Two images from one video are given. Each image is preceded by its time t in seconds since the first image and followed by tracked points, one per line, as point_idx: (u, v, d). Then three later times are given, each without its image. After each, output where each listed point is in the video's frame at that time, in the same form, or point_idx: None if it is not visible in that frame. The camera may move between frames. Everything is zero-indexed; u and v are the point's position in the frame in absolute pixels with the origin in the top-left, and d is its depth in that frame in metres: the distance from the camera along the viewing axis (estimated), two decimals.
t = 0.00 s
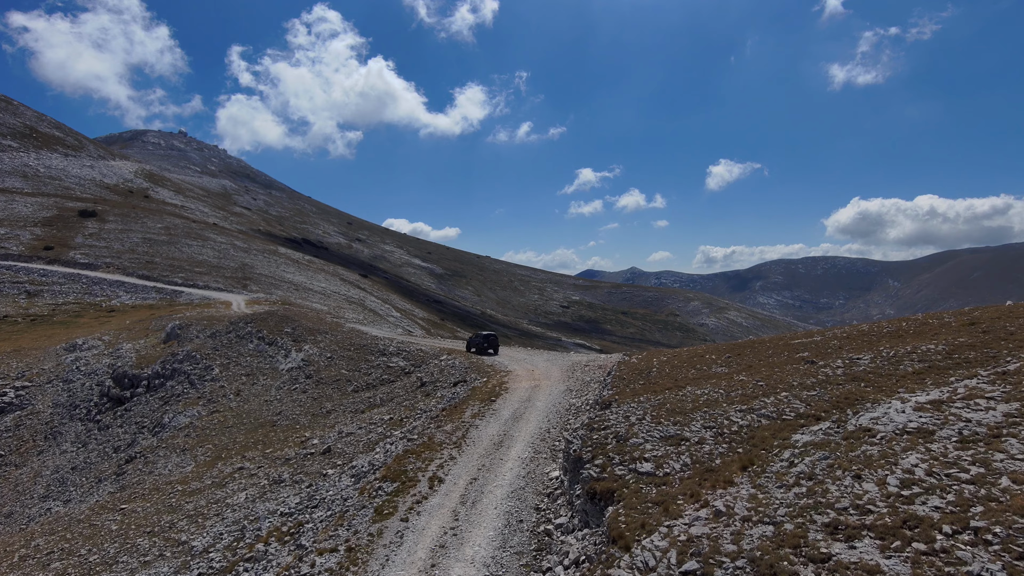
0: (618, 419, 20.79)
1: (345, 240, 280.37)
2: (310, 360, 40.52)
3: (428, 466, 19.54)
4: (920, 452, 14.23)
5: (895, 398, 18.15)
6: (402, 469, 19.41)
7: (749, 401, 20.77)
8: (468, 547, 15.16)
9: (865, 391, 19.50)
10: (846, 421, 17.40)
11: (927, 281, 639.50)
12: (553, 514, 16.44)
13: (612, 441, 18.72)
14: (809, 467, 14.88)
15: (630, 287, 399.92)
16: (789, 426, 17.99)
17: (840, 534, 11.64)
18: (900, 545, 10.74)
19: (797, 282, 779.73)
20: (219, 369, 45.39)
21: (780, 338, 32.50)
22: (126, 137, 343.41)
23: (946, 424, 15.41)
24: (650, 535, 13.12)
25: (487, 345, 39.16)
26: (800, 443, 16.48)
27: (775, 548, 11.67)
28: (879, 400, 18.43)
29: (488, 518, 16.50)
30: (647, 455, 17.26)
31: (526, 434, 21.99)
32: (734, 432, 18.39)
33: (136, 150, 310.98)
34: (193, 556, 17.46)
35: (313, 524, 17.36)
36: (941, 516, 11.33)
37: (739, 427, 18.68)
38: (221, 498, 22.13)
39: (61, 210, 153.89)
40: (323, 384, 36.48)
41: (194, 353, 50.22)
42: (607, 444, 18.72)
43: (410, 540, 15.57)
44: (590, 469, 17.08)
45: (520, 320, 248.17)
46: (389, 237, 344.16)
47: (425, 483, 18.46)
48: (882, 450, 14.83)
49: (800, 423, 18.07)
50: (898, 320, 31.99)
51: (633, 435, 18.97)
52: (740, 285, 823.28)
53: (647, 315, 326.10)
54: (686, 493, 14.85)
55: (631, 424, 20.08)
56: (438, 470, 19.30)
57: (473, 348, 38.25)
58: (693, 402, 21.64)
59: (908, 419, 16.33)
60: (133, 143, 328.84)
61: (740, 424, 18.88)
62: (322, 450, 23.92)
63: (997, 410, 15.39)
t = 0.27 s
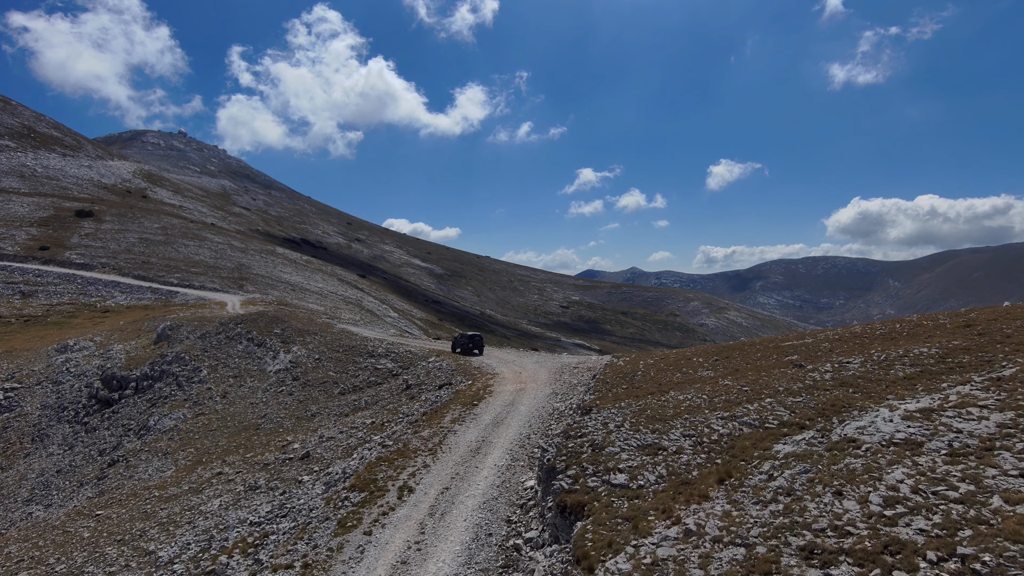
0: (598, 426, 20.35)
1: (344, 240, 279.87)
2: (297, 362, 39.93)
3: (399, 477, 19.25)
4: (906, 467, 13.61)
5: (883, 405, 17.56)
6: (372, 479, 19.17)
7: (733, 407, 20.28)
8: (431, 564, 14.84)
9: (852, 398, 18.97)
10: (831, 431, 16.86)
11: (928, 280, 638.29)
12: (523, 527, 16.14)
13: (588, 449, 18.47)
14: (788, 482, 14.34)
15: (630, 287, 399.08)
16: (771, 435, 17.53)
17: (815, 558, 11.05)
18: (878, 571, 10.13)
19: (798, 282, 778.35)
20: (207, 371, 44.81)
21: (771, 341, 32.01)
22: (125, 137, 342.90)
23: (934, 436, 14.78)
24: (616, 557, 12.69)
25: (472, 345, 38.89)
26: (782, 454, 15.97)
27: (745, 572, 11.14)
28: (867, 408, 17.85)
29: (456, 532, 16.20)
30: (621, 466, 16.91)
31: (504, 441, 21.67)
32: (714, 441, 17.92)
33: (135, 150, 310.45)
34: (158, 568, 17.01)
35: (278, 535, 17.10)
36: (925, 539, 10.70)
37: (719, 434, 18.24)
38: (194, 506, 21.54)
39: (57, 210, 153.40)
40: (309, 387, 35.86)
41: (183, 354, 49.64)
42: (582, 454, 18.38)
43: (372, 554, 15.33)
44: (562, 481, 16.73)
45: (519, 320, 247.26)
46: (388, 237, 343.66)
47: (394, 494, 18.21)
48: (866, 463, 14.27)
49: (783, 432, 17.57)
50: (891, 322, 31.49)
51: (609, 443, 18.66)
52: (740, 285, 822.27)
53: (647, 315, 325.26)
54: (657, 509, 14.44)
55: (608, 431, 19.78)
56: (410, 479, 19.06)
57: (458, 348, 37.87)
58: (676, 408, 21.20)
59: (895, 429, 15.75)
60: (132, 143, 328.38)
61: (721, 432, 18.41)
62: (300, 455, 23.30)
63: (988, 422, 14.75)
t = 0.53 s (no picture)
0: (572, 432, 20.55)
1: (344, 240, 279.45)
2: (285, 363, 39.40)
3: (368, 485, 19.04)
4: (889, 482, 13.12)
5: (871, 413, 17.19)
6: (340, 486, 19.04)
7: (714, 413, 20.05)
8: None
9: (837, 403, 18.76)
10: (814, 440, 16.42)
11: (929, 280, 637.21)
12: (491, 539, 15.80)
13: (562, 458, 18.33)
14: (765, 497, 13.83)
15: (630, 286, 398.32)
16: (751, 442, 17.26)
17: None
18: None
19: (798, 281, 777.10)
20: (195, 372, 44.26)
21: (762, 341, 31.82)
22: (125, 137, 342.39)
23: (922, 447, 14.31)
24: None
25: (458, 344, 39.02)
26: (761, 465, 15.57)
27: None
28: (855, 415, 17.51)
29: (422, 543, 15.87)
30: (594, 475, 16.68)
31: (483, 446, 21.38)
32: (693, 450, 17.61)
33: (134, 150, 309.94)
34: None
35: (242, 545, 16.87)
36: (907, 564, 10.11)
37: (697, 443, 17.98)
38: (167, 512, 21.00)
39: (54, 209, 152.87)
40: (296, 388, 35.31)
41: (172, 354, 49.15)
42: (557, 461, 18.25)
43: (332, 566, 15.06)
44: (532, 492, 16.45)
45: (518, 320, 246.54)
46: (388, 237, 343.23)
47: (362, 503, 18.01)
48: (847, 477, 13.82)
49: (765, 440, 17.24)
50: (881, 323, 31.46)
51: (584, 452, 18.49)
52: (741, 285, 821.16)
53: (647, 315, 324.53)
54: (626, 522, 14.09)
55: (585, 438, 19.65)
56: (380, 487, 18.86)
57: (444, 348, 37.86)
58: (657, 414, 21.02)
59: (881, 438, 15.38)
60: (132, 143, 327.90)
61: (699, 440, 18.16)
62: (279, 459, 22.74)
63: (976, 432, 14.38)
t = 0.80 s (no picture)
0: (545, 439, 20.44)
1: (343, 240, 279.04)
2: (273, 363, 38.82)
3: (334, 494, 18.86)
4: (872, 498, 12.58)
5: (856, 423, 16.90)
6: (304, 495, 18.90)
7: (695, 420, 19.89)
8: None
9: (821, 412, 18.60)
10: (797, 452, 16.01)
11: (929, 280, 636.49)
12: (456, 551, 15.47)
13: (534, 467, 18.14)
14: (738, 513, 13.37)
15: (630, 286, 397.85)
16: (730, 451, 17.03)
17: None
18: None
19: (799, 281, 776.38)
20: (183, 372, 43.71)
21: (752, 343, 31.73)
22: (124, 136, 341.81)
23: (909, 460, 13.84)
24: None
25: (443, 344, 39.48)
26: (738, 478, 15.20)
27: None
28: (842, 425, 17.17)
29: (385, 558, 15.59)
30: (562, 486, 16.46)
31: (459, 452, 21.15)
32: (669, 459, 17.39)
33: (134, 149, 309.30)
34: None
35: (203, 556, 16.69)
36: None
37: (674, 452, 17.76)
38: (139, 518, 20.46)
39: (51, 209, 152.32)
40: (283, 390, 34.70)
41: (161, 355, 48.62)
42: (528, 470, 18.13)
43: None
44: (499, 503, 16.18)
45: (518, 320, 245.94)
46: (387, 237, 342.86)
47: (327, 513, 17.83)
48: (827, 491, 13.39)
49: (744, 449, 16.97)
50: (874, 323, 31.25)
51: (558, 460, 18.29)
52: (741, 285, 820.27)
53: (647, 315, 324.01)
54: (593, 535, 13.75)
55: (559, 446, 19.50)
56: (349, 497, 18.69)
57: (429, 348, 38.18)
58: (636, 420, 20.92)
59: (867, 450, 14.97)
60: (131, 142, 327.33)
61: (676, 448, 17.96)
62: (257, 463, 22.20)
63: (966, 444, 13.92)
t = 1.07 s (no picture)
0: (517, 446, 20.45)
1: (343, 239, 278.55)
2: (260, 364, 38.21)
3: (299, 503, 18.60)
4: (851, 517, 11.99)
5: (842, 430, 16.47)
6: (267, 505, 18.56)
7: (673, 426, 19.87)
8: None
9: (805, 418, 18.32)
10: (776, 463, 15.60)
11: (930, 279, 635.22)
12: (418, 565, 15.16)
13: (502, 476, 18.23)
14: (708, 531, 12.86)
15: (630, 286, 396.93)
16: (706, 461, 16.78)
17: None
18: None
19: (799, 281, 775.00)
20: (171, 373, 43.13)
21: (742, 345, 31.84)
22: (124, 136, 341.12)
23: (895, 474, 13.30)
24: None
25: (428, 344, 39.91)
26: (712, 491, 14.80)
27: None
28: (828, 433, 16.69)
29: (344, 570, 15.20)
30: (528, 498, 16.32)
31: (434, 458, 21.01)
32: (642, 470, 17.19)
33: (133, 149, 308.60)
34: None
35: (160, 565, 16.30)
36: None
37: (647, 461, 17.69)
38: (110, 524, 19.96)
39: (48, 208, 151.72)
40: (269, 391, 34.00)
41: (150, 355, 48.06)
42: (497, 480, 18.10)
43: None
44: (461, 516, 16.08)
45: (517, 319, 245.25)
46: (387, 237, 342.49)
47: (289, 524, 17.48)
48: (806, 508, 12.84)
49: (722, 459, 16.70)
50: (867, 323, 30.88)
51: (527, 469, 18.38)
52: (742, 284, 818.86)
53: (646, 314, 323.12)
54: (555, 554, 13.41)
55: (531, 453, 19.53)
56: (315, 506, 18.40)
57: (414, 347, 38.59)
58: (612, 426, 21.02)
59: (851, 461, 14.51)
60: (131, 142, 326.87)
61: (650, 457, 17.88)
62: (234, 468, 21.92)
63: (957, 455, 13.35)
